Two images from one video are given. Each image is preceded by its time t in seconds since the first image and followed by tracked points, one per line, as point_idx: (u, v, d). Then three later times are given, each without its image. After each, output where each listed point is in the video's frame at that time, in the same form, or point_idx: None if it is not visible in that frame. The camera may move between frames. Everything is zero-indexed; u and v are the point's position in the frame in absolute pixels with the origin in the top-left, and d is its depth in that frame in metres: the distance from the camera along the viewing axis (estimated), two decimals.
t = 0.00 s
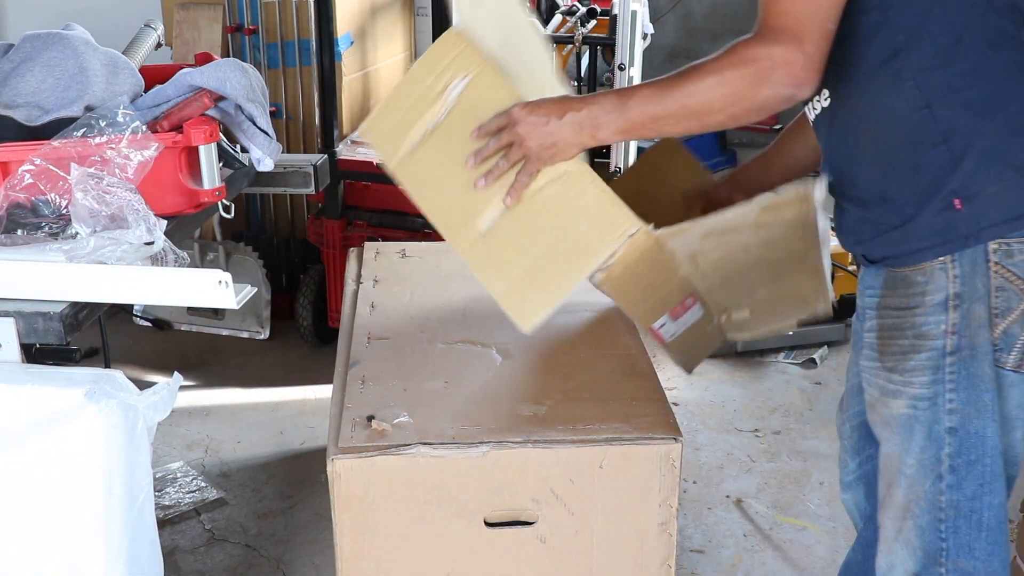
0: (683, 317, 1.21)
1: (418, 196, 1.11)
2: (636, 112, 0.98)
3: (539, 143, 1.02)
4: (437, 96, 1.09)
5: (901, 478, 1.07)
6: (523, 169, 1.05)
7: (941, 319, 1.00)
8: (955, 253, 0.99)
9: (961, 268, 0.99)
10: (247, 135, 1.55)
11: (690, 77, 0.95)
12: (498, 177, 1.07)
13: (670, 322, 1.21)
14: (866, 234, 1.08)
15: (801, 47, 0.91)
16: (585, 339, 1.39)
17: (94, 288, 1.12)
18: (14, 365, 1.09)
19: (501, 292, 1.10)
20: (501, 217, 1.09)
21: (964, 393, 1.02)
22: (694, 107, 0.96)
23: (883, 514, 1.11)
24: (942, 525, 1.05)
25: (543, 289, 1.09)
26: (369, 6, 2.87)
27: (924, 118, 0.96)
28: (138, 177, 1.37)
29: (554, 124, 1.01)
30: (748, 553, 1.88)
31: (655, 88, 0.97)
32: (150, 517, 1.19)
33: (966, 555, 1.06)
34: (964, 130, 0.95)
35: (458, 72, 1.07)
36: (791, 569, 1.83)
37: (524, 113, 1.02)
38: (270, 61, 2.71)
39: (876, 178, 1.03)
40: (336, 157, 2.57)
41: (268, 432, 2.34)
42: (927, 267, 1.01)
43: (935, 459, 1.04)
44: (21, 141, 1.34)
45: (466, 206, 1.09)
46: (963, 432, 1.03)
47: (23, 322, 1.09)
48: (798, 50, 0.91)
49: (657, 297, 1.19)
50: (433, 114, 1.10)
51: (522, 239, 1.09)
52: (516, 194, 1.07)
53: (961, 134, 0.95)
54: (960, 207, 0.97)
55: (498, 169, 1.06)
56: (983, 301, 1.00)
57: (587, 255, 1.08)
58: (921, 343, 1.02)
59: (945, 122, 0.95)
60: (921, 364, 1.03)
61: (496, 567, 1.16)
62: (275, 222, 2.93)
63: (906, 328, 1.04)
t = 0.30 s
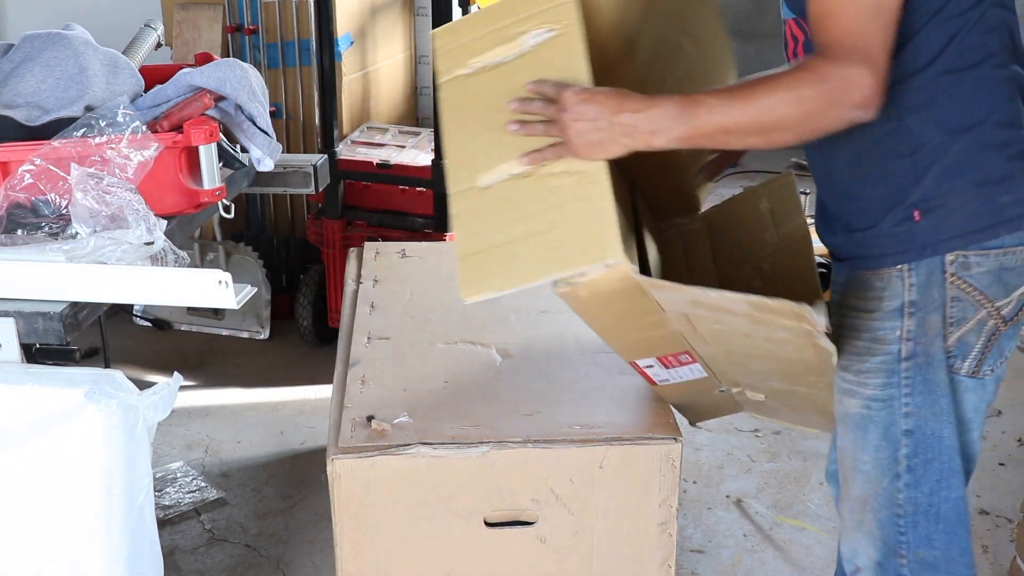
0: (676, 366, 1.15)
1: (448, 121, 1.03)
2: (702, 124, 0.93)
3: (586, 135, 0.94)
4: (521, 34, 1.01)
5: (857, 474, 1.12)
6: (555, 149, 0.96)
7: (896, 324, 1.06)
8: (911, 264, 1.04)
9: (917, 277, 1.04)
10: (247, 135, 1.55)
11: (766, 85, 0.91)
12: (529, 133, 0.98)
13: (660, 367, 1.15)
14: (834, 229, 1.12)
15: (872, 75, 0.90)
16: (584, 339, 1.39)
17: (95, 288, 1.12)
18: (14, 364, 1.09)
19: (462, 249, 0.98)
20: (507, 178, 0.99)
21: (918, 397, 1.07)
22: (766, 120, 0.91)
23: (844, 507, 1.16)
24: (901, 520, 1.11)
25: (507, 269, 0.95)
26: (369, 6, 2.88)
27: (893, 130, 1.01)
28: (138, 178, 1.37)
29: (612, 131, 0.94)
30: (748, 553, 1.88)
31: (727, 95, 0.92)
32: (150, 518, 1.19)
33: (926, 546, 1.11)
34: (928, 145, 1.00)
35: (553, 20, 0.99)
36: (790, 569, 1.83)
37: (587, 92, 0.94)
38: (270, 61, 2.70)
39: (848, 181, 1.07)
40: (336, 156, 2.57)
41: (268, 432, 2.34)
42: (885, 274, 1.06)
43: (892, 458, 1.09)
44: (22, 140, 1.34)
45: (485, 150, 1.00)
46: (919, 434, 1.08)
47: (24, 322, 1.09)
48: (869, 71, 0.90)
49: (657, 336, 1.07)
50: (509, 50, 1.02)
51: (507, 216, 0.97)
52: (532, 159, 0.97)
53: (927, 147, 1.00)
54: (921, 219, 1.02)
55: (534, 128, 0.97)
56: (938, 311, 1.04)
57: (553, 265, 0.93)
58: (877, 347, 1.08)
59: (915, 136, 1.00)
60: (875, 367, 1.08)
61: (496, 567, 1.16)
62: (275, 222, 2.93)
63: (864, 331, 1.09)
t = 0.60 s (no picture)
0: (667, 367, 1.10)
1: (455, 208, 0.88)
2: (756, 189, 0.85)
3: (634, 218, 0.84)
4: (529, 103, 0.86)
5: (865, 490, 1.14)
6: (597, 231, 0.86)
7: (898, 347, 1.06)
8: (912, 289, 1.04)
9: (918, 301, 1.04)
10: (247, 135, 1.55)
11: (805, 145, 0.86)
12: (565, 227, 0.87)
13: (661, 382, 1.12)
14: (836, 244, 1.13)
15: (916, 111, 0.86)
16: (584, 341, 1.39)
17: (95, 288, 1.12)
18: (14, 364, 1.09)
19: (482, 356, 0.89)
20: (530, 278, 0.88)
21: (923, 416, 1.08)
22: (822, 183, 0.86)
23: (852, 517, 1.18)
24: (910, 533, 1.12)
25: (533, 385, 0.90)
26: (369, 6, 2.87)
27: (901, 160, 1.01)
28: (138, 177, 1.37)
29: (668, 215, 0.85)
30: (748, 553, 1.88)
31: (771, 162, 0.86)
32: (150, 518, 1.19)
33: (935, 557, 1.12)
34: (933, 175, 1.00)
35: (570, 88, 0.85)
36: (791, 569, 1.83)
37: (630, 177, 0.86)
38: (270, 61, 2.70)
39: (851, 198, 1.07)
40: (336, 157, 2.57)
41: (268, 432, 2.34)
42: (886, 296, 1.06)
43: (897, 476, 1.11)
44: (22, 140, 1.34)
45: (507, 242, 0.88)
46: (924, 451, 1.09)
47: (23, 322, 1.09)
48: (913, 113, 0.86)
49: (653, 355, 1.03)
50: (515, 118, 0.86)
51: (537, 318, 0.89)
52: (575, 248, 0.87)
53: (934, 180, 1.00)
54: (921, 248, 1.02)
55: (569, 217, 0.86)
56: (939, 335, 1.05)
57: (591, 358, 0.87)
58: (880, 368, 1.08)
59: (923, 166, 1.00)
60: (879, 387, 1.09)
61: (496, 568, 1.16)
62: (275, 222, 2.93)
63: (866, 351, 1.09)
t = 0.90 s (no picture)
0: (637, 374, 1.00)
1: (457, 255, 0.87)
2: (770, 240, 0.86)
3: (652, 281, 0.86)
4: (543, 158, 0.85)
5: (865, 499, 1.13)
6: (612, 293, 0.87)
7: (897, 361, 1.07)
8: (911, 306, 1.04)
9: (917, 317, 1.05)
10: (247, 135, 1.54)
11: (813, 192, 0.86)
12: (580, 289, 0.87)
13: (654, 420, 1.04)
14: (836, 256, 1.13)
15: (922, 158, 0.84)
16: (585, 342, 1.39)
17: (95, 288, 1.12)
18: (14, 364, 1.10)
19: (469, 375, 0.91)
20: (524, 333, 0.90)
21: (922, 428, 1.08)
22: (841, 228, 0.86)
23: (852, 525, 1.17)
24: (910, 542, 1.11)
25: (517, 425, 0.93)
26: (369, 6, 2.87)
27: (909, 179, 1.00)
28: (138, 178, 1.37)
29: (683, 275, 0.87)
30: (748, 553, 1.88)
31: (784, 210, 0.86)
32: (149, 518, 1.19)
33: (935, 566, 1.12)
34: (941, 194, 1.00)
35: (589, 146, 0.84)
36: (791, 569, 1.83)
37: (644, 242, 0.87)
38: (270, 61, 2.70)
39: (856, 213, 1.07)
40: (336, 156, 2.56)
41: (268, 433, 2.34)
42: (885, 310, 1.06)
43: (897, 486, 1.10)
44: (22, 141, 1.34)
45: (509, 294, 0.89)
46: (924, 461, 1.09)
47: (23, 322, 1.09)
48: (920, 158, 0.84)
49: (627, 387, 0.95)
50: (525, 172, 0.85)
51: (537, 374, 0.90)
52: (592, 311, 0.88)
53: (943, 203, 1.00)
54: (921, 267, 1.02)
55: (583, 285, 0.86)
56: (936, 352, 1.06)
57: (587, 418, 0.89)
58: (878, 380, 1.08)
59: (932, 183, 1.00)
60: (878, 399, 1.09)
61: (496, 569, 1.16)
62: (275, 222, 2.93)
63: (865, 363, 1.10)
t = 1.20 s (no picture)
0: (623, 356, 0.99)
1: (464, 263, 0.87)
2: (777, 258, 0.89)
3: (660, 302, 0.87)
4: (559, 170, 0.85)
5: (865, 502, 1.13)
6: (618, 310, 0.88)
7: (897, 366, 1.07)
8: (910, 312, 1.04)
9: (916, 324, 1.05)
10: (247, 135, 1.54)
11: (825, 212, 0.88)
12: (582, 304, 0.87)
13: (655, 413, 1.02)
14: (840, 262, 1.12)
15: (935, 182, 0.85)
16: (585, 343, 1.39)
17: (95, 288, 1.12)
18: (14, 364, 1.10)
19: (463, 375, 0.91)
20: (522, 337, 0.90)
21: (922, 434, 1.08)
22: (851, 248, 0.88)
23: (851, 527, 1.18)
24: (910, 546, 1.11)
25: (508, 425, 0.94)
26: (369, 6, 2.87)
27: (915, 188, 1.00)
28: (138, 178, 1.37)
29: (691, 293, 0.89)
30: (748, 553, 1.88)
31: (792, 230, 0.88)
32: (149, 517, 1.19)
33: (933, 570, 1.12)
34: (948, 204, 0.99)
35: (605, 161, 0.85)
36: (791, 569, 1.83)
37: (654, 260, 0.89)
38: (270, 61, 2.70)
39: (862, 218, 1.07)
40: (336, 156, 2.56)
41: (268, 433, 2.33)
42: (885, 316, 1.07)
43: (897, 490, 1.10)
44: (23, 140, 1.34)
45: (511, 298, 0.88)
46: (923, 467, 1.09)
47: (23, 322, 1.09)
48: (932, 183, 0.85)
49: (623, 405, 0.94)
50: (538, 182, 0.85)
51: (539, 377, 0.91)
52: (597, 325, 0.89)
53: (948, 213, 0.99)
54: (922, 275, 1.02)
55: (589, 301, 0.87)
56: (935, 359, 1.06)
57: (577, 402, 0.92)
58: (878, 385, 1.09)
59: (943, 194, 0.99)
60: (877, 404, 1.09)
61: (496, 569, 1.16)
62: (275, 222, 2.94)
63: (865, 368, 1.10)
